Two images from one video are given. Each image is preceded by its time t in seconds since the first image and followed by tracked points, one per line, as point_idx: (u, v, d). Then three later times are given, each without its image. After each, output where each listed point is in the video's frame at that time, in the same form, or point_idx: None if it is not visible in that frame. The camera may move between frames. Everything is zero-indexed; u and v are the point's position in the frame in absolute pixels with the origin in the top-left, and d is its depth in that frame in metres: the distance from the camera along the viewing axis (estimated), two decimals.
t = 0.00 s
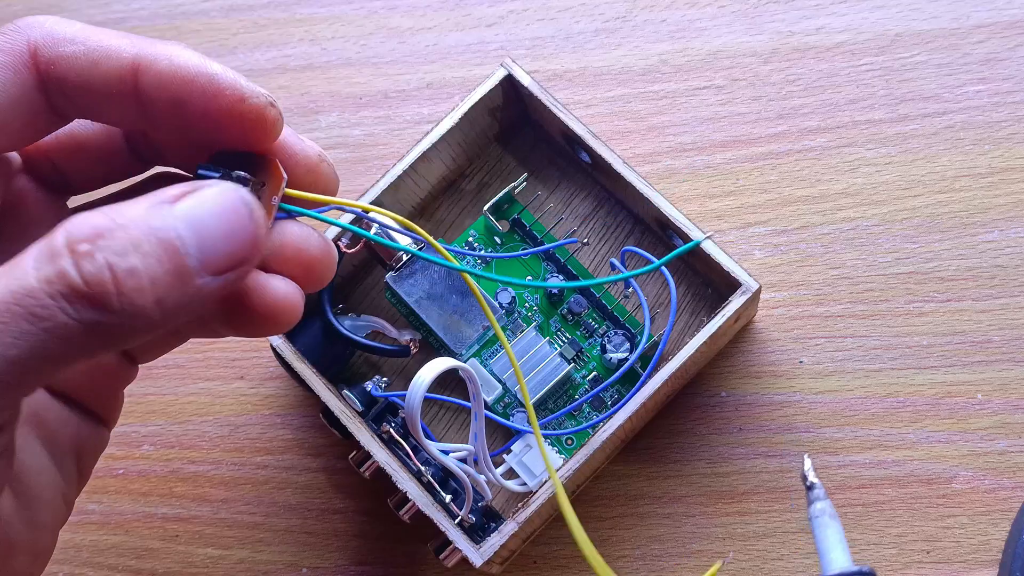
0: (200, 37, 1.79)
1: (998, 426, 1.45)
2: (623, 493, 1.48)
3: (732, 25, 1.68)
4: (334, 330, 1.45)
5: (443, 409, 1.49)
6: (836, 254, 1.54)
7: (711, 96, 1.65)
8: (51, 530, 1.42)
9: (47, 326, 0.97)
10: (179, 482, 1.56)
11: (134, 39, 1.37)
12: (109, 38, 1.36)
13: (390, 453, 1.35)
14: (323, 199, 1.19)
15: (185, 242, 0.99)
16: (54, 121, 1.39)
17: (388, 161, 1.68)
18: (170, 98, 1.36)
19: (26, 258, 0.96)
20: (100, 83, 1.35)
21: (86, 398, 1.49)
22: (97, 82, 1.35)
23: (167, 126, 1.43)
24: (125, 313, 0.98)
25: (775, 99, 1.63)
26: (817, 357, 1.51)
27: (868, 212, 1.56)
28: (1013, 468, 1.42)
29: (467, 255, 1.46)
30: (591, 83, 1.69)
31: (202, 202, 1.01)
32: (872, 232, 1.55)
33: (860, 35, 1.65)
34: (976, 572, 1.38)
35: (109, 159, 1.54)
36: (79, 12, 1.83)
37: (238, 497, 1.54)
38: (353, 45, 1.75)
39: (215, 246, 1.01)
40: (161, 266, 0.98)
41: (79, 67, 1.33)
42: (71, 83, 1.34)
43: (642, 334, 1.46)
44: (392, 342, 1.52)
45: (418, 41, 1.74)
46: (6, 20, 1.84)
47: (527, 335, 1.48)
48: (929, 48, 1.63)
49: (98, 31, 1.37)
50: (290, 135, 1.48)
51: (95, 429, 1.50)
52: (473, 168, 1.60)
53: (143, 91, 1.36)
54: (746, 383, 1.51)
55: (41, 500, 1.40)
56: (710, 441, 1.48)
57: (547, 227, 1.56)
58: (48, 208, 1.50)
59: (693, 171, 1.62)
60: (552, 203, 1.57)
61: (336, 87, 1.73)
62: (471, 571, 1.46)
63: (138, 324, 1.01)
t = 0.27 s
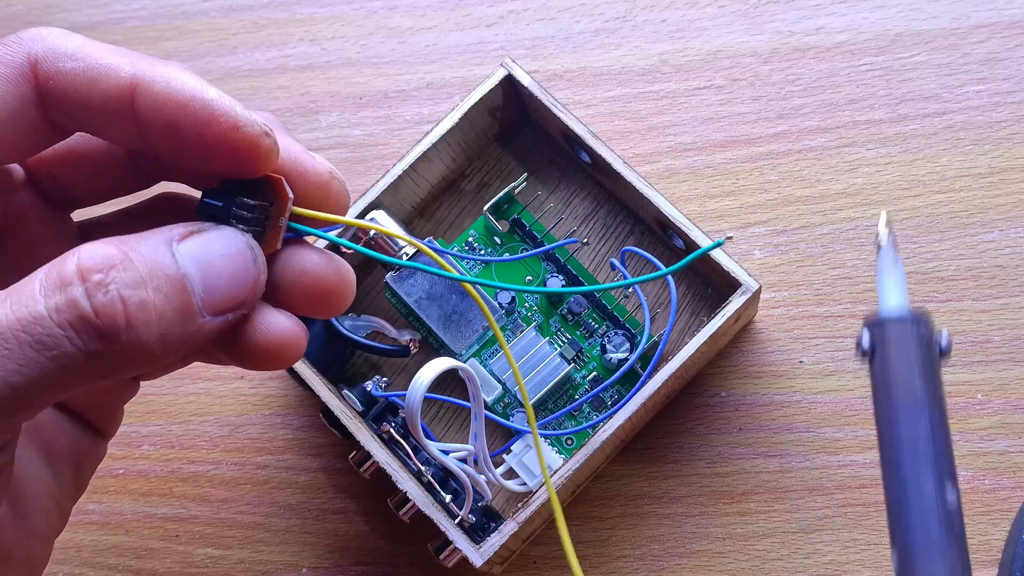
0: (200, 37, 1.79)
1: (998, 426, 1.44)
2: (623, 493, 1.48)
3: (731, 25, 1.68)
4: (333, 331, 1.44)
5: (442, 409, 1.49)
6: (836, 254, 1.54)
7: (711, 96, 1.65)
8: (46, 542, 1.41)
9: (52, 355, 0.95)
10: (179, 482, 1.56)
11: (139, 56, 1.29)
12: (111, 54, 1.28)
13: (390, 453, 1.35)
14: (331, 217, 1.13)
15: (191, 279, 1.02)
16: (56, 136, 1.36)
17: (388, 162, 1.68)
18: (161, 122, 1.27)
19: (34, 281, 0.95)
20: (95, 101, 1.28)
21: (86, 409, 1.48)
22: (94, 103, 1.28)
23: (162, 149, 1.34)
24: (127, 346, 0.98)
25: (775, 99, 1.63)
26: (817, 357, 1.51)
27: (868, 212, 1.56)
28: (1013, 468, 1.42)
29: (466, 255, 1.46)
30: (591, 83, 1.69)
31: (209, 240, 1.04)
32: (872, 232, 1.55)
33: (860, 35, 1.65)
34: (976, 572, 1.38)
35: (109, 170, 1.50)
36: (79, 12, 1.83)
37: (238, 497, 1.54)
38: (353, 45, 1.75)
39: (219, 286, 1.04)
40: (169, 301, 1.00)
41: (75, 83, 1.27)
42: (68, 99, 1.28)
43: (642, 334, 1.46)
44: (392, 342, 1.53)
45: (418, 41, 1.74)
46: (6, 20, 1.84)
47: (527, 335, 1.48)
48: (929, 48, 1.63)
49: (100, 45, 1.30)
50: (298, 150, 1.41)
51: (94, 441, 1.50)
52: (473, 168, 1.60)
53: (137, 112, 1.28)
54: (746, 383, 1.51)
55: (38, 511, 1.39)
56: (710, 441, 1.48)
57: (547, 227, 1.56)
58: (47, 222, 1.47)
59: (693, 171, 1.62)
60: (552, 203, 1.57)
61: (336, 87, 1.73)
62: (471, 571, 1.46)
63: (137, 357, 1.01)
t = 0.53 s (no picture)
0: (200, 37, 1.79)
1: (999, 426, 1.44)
2: (624, 493, 1.48)
3: (731, 25, 1.68)
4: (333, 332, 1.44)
5: (443, 409, 1.49)
6: (837, 254, 1.54)
7: (711, 96, 1.65)
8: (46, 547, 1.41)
9: (51, 377, 0.91)
10: (179, 482, 1.56)
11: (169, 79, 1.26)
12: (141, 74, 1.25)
13: (390, 453, 1.35)
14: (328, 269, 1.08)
15: (195, 309, 1.00)
16: (81, 147, 1.33)
17: (388, 162, 1.68)
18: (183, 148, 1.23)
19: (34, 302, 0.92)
20: (119, 120, 1.24)
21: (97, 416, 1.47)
22: (121, 122, 1.24)
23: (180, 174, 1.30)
24: (127, 372, 0.95)
25: (775, 99, 1.63)
26: (817, 357, 1.51)
27: (868, 212, 1.56)
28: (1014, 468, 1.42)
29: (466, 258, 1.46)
30: (591, 83, 1.69)
31: (215, 273, 1.03)
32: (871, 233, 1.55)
33: (860, 35, 1.64)
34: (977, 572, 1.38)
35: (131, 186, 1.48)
36: (80, 12, 1.83)
37: (238, 497, 1.54)
38: (353, 45, 1.75)
39: (220, 319, 1.03)
40: (173, 328, 0.97)
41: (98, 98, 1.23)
42: (93, 114, 1.25)
43: (642, 334, 1.46)
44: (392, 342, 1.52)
45: (418, 41, 1.74)
46: (7, 20, 1.84)
47: (527, 336, 1.48)
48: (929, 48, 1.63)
49: (133, 64, 1.26)
50: (322, 197, 1.36)
51: (101, 449, 1.49)
52: (473, 168, 1.60)
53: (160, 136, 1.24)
54: (746, 384, 1.51)
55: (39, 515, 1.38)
56: (710, 442, 1.48)
57: (547, 227, 1.56)
58: (68, 231, 1.45)
59: (693, 171, 1.62)
60: (552, 202, 1.57)
61: (336, 87, 1.73)
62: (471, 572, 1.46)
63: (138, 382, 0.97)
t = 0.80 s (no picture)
0: (200, 37, 1.79)
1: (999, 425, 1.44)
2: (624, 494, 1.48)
3: (731, 25, 1.68)
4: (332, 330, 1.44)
5: (444, 408, 1.49)
6: (837, 254, 1.54)
7: (711, 96, 1.65)
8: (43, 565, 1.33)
9: (72, 423, 0.93)
10: (179, 482, 1.56)
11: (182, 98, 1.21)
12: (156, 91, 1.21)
13: (390, 454, 1.35)
14: (355, 278, 1.08)
15: (218, 345, 1.00)
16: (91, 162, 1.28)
17: (388, 162, 1.68)
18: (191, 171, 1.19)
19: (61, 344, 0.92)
20: (129, 137, 1.20)
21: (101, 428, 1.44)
22: (128, 139, 1.20)
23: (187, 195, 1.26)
24: (150, 416, 0.95)
25: (775, 99, 1.63)
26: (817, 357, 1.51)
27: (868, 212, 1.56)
28: (1014, 468, 1.42)
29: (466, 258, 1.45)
30: (591, 83, 1.69)
31: (241, 309, 1.02)
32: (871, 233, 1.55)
33: (860, 35, 1.64)
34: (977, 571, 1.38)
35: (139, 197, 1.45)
36: (79, 12, 1.83)
37: (238, 497, 1.54)
38: (353, 45, 1.76)
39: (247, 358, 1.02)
40: (198, 371, 0.98)
41: (110, 114, 1.19)
42: (103, 131, 1.21)
43: (642, 334, 1.46)
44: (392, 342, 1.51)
45: (418, 41, 1.74)
46: (6, 20, 1.84)
47: (527, 335, 1.48)
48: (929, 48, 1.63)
49: (146, 82, 1.22)
50: (330, 212, 1.31)
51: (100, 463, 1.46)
52: (473, 169, 1.60)
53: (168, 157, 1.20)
54: (746, 384, 1.51)
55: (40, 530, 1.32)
56: (710, 442, 1.48)
57: (547, 227, 1.56)
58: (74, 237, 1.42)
59: (693, 171, 1.62)
60: (552, 203, 1.57)
61: (335, 87, 1.73)
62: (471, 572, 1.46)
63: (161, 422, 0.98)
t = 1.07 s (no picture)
0: (200, 37, 1.79)
1: (999, 425, 1.44)
2: (624, 493, 1.48)
3: (731, 25, 1.68)
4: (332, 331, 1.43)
5: (443, 408, 1.49)
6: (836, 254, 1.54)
7: (711, 96, 1.65)
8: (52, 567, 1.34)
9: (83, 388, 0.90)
10: (179, 482, 1.56)
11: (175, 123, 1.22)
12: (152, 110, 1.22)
13: (390, 454, 1.35)
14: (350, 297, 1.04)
15: (218, 291, 0.87)
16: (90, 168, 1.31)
17: (388, 162, 1.68)
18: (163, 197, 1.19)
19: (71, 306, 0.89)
20: (114, 153, 1.22)
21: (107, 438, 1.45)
22: (113, 154, 1.22)
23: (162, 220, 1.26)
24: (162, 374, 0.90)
25: (775, 99, 1.63)
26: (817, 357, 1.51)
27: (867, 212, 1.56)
28: (1014, 468, 1.42)
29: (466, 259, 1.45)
30: (591, 83, 1.69)
31: (238, 254, 0.87)
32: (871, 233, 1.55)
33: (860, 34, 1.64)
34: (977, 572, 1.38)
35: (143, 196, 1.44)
36: (79, 12, 1.83)
37: (238, 497, 1.54)
38: (353, 45, 1.76)
39: (247, 290, 0.88)
40: (201, 325, 0.88)
41: (101, 127, 1.21)
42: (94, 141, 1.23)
43: (642, 334, 1.46)
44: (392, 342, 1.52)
45: (418, 41, 1.74)
46: (7, 20, 1.84)
47: (527, 335, 1.48)
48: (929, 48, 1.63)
49: (147, 96, 1.23)
50: (290, 213, 1.30)
51: (106, 468, 1.47)
52: (473, 169, 1.60)
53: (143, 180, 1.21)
54: (746, 384, 1.51)
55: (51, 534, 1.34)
56: (710, 442, 1.48)
57: (547, 227, 1.56)
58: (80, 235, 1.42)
59: (693, 171, 1.62)
60: (552, 203, 1.57)
61: (335, 87, 1.73)
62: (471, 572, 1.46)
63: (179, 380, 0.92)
